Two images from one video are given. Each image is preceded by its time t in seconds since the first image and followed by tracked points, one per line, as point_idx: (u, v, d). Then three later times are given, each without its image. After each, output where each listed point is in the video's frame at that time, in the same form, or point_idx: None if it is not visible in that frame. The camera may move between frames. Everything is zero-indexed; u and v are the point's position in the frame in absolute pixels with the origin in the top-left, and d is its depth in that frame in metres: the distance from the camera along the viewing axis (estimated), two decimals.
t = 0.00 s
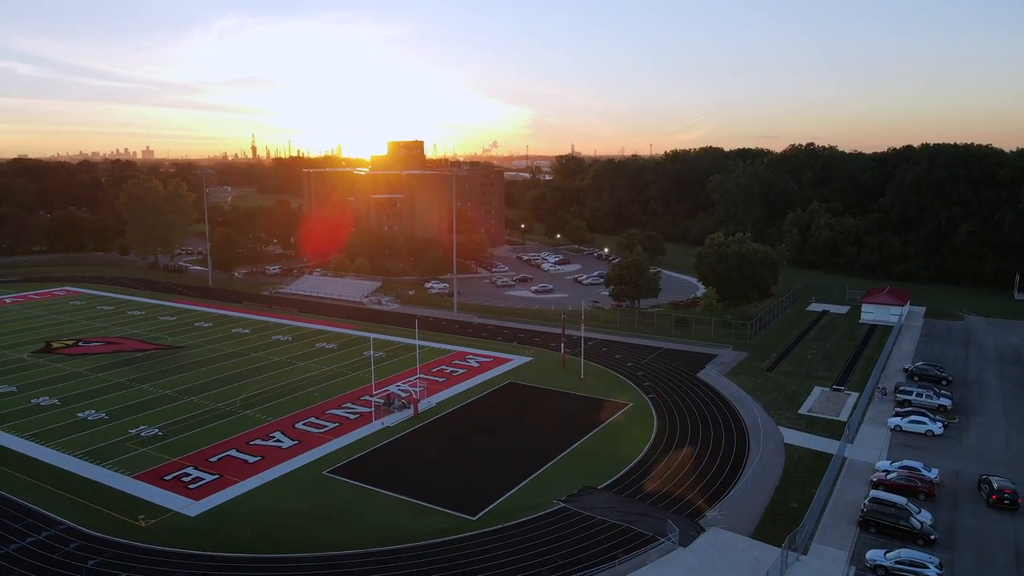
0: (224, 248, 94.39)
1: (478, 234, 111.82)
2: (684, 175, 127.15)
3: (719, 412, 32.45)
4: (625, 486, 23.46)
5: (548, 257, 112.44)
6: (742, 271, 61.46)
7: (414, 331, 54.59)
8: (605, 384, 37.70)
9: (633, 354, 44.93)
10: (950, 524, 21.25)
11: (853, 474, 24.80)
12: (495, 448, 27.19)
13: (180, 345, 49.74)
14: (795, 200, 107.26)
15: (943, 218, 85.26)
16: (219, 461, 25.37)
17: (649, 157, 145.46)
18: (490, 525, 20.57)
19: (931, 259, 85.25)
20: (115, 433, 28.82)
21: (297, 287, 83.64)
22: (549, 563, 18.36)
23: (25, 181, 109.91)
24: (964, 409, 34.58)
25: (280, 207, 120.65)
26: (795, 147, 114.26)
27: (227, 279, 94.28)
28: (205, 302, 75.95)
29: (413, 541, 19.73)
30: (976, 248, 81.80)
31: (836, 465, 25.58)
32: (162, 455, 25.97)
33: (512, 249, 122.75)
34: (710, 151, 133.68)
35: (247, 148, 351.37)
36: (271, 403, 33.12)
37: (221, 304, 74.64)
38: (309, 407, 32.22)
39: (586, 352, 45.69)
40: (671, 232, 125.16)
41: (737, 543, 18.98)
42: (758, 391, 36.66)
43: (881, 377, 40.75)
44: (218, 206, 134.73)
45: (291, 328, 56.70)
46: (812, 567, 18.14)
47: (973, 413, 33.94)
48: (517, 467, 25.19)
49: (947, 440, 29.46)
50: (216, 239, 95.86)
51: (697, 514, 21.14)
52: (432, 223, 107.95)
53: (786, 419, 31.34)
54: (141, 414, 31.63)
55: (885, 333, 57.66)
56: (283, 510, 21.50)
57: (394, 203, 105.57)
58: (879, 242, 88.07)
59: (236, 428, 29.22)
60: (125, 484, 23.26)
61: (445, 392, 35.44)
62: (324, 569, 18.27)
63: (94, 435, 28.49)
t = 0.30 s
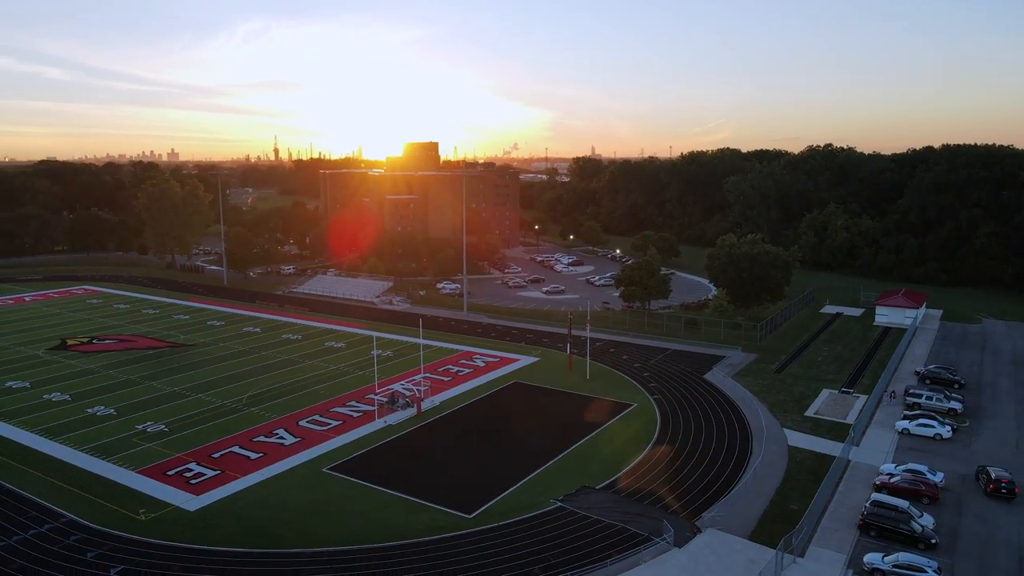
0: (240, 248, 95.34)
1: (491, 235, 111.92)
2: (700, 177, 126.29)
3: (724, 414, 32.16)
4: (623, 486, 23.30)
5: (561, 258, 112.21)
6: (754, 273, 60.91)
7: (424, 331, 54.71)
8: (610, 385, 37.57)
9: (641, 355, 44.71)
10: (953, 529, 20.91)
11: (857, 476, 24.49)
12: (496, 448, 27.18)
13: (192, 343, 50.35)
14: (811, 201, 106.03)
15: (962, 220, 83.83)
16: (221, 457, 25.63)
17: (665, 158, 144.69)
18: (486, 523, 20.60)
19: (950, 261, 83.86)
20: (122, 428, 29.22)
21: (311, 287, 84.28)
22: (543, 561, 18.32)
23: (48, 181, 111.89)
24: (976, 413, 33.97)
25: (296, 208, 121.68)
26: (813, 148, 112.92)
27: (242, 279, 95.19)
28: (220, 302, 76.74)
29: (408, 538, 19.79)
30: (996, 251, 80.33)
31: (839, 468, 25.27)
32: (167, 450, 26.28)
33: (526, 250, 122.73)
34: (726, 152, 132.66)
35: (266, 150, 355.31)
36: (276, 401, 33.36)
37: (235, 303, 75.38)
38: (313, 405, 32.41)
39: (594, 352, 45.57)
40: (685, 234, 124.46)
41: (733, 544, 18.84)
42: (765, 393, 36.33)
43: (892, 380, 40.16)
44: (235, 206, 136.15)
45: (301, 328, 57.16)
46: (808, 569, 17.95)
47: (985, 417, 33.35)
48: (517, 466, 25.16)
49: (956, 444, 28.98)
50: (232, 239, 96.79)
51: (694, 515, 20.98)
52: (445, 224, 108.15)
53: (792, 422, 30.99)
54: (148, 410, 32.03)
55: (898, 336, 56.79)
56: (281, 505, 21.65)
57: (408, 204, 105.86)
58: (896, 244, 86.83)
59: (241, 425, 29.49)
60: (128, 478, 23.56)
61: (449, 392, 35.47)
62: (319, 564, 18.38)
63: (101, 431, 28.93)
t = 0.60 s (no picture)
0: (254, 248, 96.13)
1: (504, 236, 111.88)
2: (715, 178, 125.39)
3: (727, 415, 31.93)
4: (621, 486, 23.25)
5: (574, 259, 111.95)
6: (765, 274, 60.36)
7: (433, 331, 54.81)
8: (615, 385, 37.46)
9: (648, 356, 44.52)
10: (955, 533, 20.61)
11: (860, 479, 24.22)
12: (496, 446, 27.19)
13: (203, 341, 50.91)
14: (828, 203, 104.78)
15: (981, 222, 82.42)
16: (224, 453, 25.88)
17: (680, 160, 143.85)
18: (481, 520, 20.62)
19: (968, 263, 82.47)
20: (129, 424, 29.60)
21: (323, 286, 84.85)
22: (535, 559, 18.29)
23: (68, 180, 113.67)
24: (986, 416, 33.41)
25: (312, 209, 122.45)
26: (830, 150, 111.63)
27: (256, 279, 95.97)
28: (233, 301, 77.41)
29: (403, 533, 19.85)
30: (1016, 253, 78.85)
31: (842, 470, 25.00)
32: (171, 446, 26.58)
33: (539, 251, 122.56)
34: (742, 154, 131.58)
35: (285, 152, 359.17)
36: (281, 398, 33.62)
37: (248, 302, 76.03)
38: (318, 403, 32.62)
39: (600, 353, 45.45)
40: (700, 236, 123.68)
41: (728, 545, 18.71)
42: (771, 394, 36.01)
43: (902, 382, 39.63)
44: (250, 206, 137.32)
45: (311, 327, 57.57)
46: (803, 571, 17.78)
47: (995, 421, 32.79)
48: (516, 465, 25.16)
49: (963, 447, 28.54)
50: (247, 239, 97.58)
51: (690, 516, 20.85)
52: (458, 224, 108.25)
53: (796, 423, 30.69)
54: (155, 406, 32.42)
55: (912, 338, 55.97)
56: (279, 501, 21.83)
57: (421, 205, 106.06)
58: (913, 245, 85.63)
59: (245, 422, 29.74)
60: (131, 473, 23.86)
61: (453, 391, 35.53)
62: (312, 558, 18.50)
63: (109, 426, 29.34)
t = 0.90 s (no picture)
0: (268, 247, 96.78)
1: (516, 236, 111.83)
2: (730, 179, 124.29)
3: (731, 416, 31.71)
4: (618, 485, 23.16)
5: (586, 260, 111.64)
6: (775, 275, 59.82)
7: (440, 330, 54.89)
8: (620, 385, 37.33)
9: (654, 357, 44.31)
10: (957, 537, 20.31)
11: (862, 481, 23.95)
12: (495, 445, 27.21)
13: (213, 339, 51.48)
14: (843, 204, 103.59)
15: (999, 223, 81.03)
16: (226, 448, 26.15)
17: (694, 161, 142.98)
18: (476, 518, 20.64)
19: (985, 265, 81.12)
20: (136, 419, 29.98)
21: (335, 286, 85.36)
22: (527, 557, 18.28)
23: (88, 180, 115.45)
24: (996, 420, 32.87)
25: (326, 209, 123.24)
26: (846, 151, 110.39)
27: (269, 279, 96.71)
28: (245, 300, 78.06)
29: (398, 530, 19.94)
30: None
31: (844, 472, 24.74)
32: (174, 441, 26.88)
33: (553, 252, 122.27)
34: (757, 155, 130.48)
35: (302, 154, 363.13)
36: (285, 395, 33.88)
37: (261, 302, 76.65)
38: (321, 400, 32.84)
39: (606, 353, 45.31)
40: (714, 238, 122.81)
41: (722, 545, 18.61)
42: (776, 395, 35.71)
43: (911, 385, 39.09)
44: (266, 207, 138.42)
45: (320, 326, 57.95)
46: (796, 572, 17.65)
47: (1005, 425, 32.22)
48: (514, 464, 25.16)
49: (971, 451, 28.12)
50: (260, 239, 98.39)
51: (686, 516, 20.76)
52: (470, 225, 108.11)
53: (800, 425, 30.42)
54: (162, 402, 32.81)
55: (925, 341, 55.15)
56: (277, 497, 21.97)
57: (433, 205, 106.17)
58: (929, 247, 84.41)
59: (249, 418, 30.01)
60: (134, 468, 24.17)
61: (456, 390, 35.57)
62: (307, 552, 18.64)
63: (115, 421, 29.76)
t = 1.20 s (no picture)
0: (281, 247, 97.37)
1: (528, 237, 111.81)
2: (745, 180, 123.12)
3: (735, 417, 31.46)
4: (615, 485, 23.08)
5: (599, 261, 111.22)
6: (785, 276, 59.26)
7: (448, 330, 54.94)
8: (624, 386, 37.17)
9: (660, 357, 44.08)
10: (958, 541, 20.01)
11: (864, 483, 23.71)
12: (496, 444, 27.22)
13: (223, 338, 52.01)
14: (859, 206, 102.33)
15: (1018, 224, 79.63)
16: (228, 445, 26.41)
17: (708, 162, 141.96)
18: (472, 516, 20.69)
19: (1003, 267, 79.75)
20: (142, 416, 30.36)
21: (346, 286, 85.82)
22: (519, 555, 18.27)
23: (106, 180, 117.21)
24: (1007, 423, 32.30)
25: (339, 209, 123.99)
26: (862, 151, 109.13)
27: (281, 279, 97.42)
28: (258, 299, 78.71)
29: (393, 526, 20.04)
30: None
31: (847, 474, 24.49)
32: (178, 437, 27.18)
33: (566, 253, 121.91)
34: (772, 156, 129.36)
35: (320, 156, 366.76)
36: (290, 393, 34.13)
37: (272, 301, 77.25)
38: (325, 398, 33.05)
39: (613, 354, 45.14)
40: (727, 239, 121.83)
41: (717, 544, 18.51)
42: (782, 397, 35.39)
43: (921, 387, 38.51)
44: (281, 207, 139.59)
45: (330, 325, 58.32)
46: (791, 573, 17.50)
47: (1016, 429, 31.66)
48: (513, 463, 25.17)
49: (978, 454, 27.68)
50: (273, 240, 99.05)
51: (682, 516, 20.64)
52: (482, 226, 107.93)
53: (804, 426, 30.14)
54: (169, 399, 33.18)
55: (938, 343, 54.30)
56: (275, 493, 22.16)
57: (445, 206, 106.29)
58: (945, 249, 83.13)
59: (252, 415, 30.28)
60: (137, 463, 24.49)
61: (460, 389, 35.62)
62: (301, 547, 18.77)
63: (122, 417, 30.15)
